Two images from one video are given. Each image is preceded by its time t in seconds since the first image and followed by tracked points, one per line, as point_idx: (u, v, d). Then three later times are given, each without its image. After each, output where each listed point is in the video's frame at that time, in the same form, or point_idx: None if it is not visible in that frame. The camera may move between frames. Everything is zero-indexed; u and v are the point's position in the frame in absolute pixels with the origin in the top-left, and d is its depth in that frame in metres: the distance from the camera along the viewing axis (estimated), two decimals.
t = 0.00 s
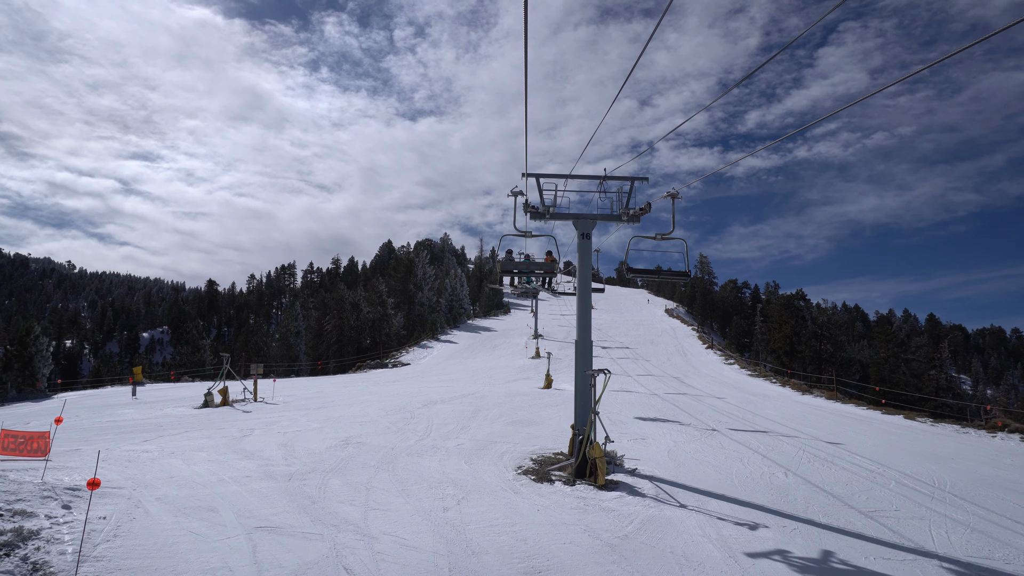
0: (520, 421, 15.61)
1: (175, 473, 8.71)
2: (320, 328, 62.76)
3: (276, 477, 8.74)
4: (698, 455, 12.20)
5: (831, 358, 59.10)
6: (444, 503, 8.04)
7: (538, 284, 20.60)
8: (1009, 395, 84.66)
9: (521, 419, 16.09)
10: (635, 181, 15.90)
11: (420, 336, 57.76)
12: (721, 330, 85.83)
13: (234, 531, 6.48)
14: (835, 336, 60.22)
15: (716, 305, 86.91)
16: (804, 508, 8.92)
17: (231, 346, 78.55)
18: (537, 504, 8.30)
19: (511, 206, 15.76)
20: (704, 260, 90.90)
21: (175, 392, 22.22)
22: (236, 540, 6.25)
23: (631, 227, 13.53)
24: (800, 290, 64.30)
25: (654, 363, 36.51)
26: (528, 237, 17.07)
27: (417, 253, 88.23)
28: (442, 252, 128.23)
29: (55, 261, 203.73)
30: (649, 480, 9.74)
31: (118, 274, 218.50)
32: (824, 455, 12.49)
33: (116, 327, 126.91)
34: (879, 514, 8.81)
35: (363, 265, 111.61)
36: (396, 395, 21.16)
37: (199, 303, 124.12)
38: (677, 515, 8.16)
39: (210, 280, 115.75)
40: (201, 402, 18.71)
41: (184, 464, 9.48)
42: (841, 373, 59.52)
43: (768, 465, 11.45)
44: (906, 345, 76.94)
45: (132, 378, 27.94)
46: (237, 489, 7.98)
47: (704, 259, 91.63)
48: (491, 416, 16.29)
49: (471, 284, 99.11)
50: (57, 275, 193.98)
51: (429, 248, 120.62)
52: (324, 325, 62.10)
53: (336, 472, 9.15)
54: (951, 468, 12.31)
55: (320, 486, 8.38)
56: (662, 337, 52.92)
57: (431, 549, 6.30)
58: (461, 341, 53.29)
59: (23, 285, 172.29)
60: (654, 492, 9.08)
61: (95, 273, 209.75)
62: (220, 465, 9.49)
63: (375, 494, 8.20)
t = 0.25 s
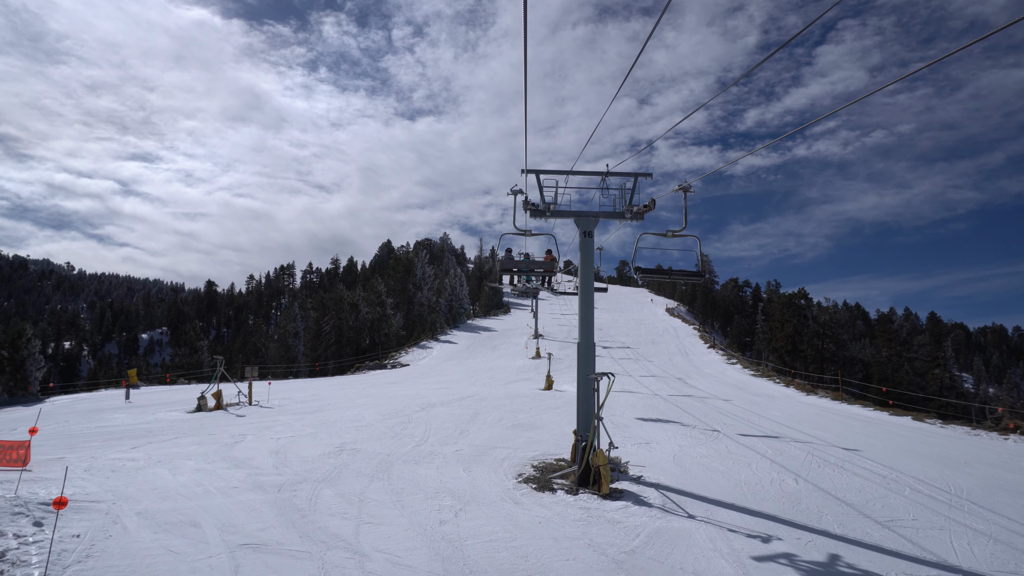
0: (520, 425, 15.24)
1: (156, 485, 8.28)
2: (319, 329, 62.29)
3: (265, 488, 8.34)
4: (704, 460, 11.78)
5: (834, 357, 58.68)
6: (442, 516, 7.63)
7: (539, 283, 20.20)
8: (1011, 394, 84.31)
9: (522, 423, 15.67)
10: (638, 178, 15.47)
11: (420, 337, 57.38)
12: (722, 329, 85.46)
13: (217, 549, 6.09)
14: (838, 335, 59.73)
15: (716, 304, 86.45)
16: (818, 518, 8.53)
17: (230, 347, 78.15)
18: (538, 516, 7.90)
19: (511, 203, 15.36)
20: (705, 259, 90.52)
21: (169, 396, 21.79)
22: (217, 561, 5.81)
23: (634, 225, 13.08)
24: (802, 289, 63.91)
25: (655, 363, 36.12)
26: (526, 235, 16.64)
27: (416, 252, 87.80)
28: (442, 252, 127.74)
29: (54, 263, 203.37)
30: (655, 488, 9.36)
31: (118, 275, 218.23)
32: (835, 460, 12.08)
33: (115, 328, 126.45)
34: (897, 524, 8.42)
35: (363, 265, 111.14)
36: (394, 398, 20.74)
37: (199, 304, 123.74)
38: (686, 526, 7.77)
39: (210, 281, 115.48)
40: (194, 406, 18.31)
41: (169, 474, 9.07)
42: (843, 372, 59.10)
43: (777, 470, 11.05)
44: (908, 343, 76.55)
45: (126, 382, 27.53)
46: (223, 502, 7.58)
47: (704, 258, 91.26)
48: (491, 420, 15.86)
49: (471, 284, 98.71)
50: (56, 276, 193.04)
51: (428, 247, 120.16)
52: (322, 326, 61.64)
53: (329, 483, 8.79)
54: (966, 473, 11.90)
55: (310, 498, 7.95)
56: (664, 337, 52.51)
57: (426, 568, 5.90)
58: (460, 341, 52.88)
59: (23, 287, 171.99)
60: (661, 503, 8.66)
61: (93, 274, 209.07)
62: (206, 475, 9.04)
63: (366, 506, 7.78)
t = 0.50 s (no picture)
0: (519, 429, 14.88)
1: (137, 495, 7.88)
2: (318, 328, 61.94)
3: (252, 499, 7.94)
4: (709, 465, 11.48)
5: (835, 357, 58.36)
6: (438, 529, 7.22)
7: (539, 283, 19.84)
8: (1013, 394, 83.93)
9: (521, 426, 15.27)
10: (641, 175, 15.08)
11: (419, 337, 57.06)
12: (722, 329, 85.18)
13: (197, 566, 5.71)
14: (840, 335, 59.40)
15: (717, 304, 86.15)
16: (833, 530, 8.17)
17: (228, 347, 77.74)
18: (539, 529, 7.50)
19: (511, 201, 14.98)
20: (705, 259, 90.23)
21: (163, 397, 21.45)
22: None
23: (638, 223, 12.69)
24: (804, 289, 63.60)
25: (656, 363, 35.90)
26: (526, 234, 16.31)
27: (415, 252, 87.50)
28: (441, 251, 127.32)
29: (53, 262, 203.06)
30: (660, 498, 8.98)
31: (118, 275, 218.09)
32: (845, 466, 11.72)
33: (114, 328, 126.02)
34: (915, 537, 8.06)
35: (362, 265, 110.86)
36: (392, 400, 20.46)
37: (198, 303, 123.39)
38: (694, 540, 7.39)
39: (209, 280, 115.20)
40: (187, 408, 17.96)
41: (154, 482, 8.69)
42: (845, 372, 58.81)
43: (786, 476, 10.71)
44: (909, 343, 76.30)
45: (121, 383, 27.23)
46: (207, 514, 7.20)
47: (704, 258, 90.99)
48: (490, 423, 15.48)
49: (471, 283, 98.29)
50: (55, 276, 192.58)
51: (428, 247, 119.98)
52: (321, 326, 61.31)
53: (321, 493, 8.41)
54: (981, 480, 11.53)
55: (298, 510, 7.57)
56: (664, 337, 52.21)
57: None
58: (460, 341, 52.55)
59: (23, 286, 171.76)
60: (666, 513, 8.29)
61: (93, 274, 208.87)
62: (192, 484, 8.66)
63: (358, 519, 7.39)
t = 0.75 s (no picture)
0: (519, 431, 14.50)
1: (117, 506, 7.49)
2: (316, 327, 61.52)
3: (239, 510, 7.55)
4: (715, 469, 11.14)
5: (837, 355, 58.01)
6: (433, 542, 6.83)
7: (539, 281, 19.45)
8: (1015, 391, 83.55)
9: (521, 428, 14.87)
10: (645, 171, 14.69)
11: (418, 335, 56.69)
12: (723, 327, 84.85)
13: None
14: (841, 333, 59.03)
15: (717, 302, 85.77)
16: (848, 539, 7.82)
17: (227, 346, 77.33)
18: (540, 542, 7.10)
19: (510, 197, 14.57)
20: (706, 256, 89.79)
21: (156, 398, 21.08)
22: None
23: (641, 219, 12.32)
24: (805, 286, 63.20)
25: (657, 362, 35.59)
26: (525, 231, 15.91)
27: (415, 250, 87.08)
28: (441, 250, 126.77)
29: (52, 261, 202.51)
30: (666, 506, 8.63)
31: (117, 273, 217.65)
32: (856, 471, 11.35)
33: (112, 327, 125.45)
34: (933, 546, 7.71)
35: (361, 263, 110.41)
36: (390, 400, 20.10)
37: (197, 302, 122.90)
38: (704, 552, 7.01)
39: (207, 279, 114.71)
40: (179, 410, 17.59)
41: (137, 491, 8.30)
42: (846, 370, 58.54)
43: (796, 481, 10.37)
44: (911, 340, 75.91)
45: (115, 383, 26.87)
46: (190, 526, 6.82)
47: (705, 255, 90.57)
48: (489, 425, 15.07)
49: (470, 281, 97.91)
50: (54, 275, 191.57)
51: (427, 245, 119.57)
52: (319, 324, 60.93)
53: (311, 502, 8.03)
54: (997, 484, 11.16)
55: (286, 522, 7.18)
56: (665, 335, 51.87)
57: None
58: (459, 340, 52.16)
59: (21, 285, 171.18)
60: (673, 523, 7.92)
61: (92, 273, 208.32)
62: (177, 493, 8.27)
63: (349, 531, 7.00)
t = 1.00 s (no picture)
0: (520, 433, 14.11)
1: (94, 516, 7.10)
2: (316, 324, 61.25)
3: (222, 521, 7.16)
4: (722, 474, 10.79)
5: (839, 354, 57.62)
6: (427, 556, 6.45)
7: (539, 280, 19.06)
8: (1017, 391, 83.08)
9: (520, 430, 14.46)
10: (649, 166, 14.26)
11: (418, 333, 56.36)
12: (724, 325, 84.49)
13: None
14: (844, 332, 58.61)
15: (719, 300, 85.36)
16: (865, 553, 7.44)
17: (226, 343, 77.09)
18: (539, 556, 6.71)
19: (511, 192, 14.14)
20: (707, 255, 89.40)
21: (151, 397, 20.76)
22: None
23: (647, 215, 11.92)
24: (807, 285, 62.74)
25: (658, 361, 35.29)
26: (524, 229, 15.52)
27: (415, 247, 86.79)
28: (441, 247, 126.30)
29: (52, 258, 202.16)
30: (672, 515, 8.26)
31: (117, 270, 217.51)
32: (867, 477, 10.97)
33: (112, 324, 125.15)
34: (953, 560, 7.35)
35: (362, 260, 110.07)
36: (388, 400, 19.78)
37: (197, 299, 122.62)
38: (713, 566, 6.63)
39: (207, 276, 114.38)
40: (173, 410, 17.25)
41: (117, 499, 7.91)
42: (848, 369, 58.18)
43: (806, 489, 10.00)
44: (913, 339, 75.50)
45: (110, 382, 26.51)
46: (169, 539, 6.44)
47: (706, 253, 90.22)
48: (487, 427, 14.66)
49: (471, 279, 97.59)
50: (54, 272, 191.24)
51: (427, 243, 119.24)
52: (318, 322, 60.62)
53: (300, 512, 7.66)
54: (1014, 490, 10.75)
55: (273, 534, 6.79)
56: (666, 334, 51.53)
57: None
58: (459, 338, 51.85)
59: (21, 282, 170.86)
60: (680, 535, 7.54)
61: (92, 270, 208.06)
62: (159, 501, 7.87)
63: (338, 544, 6.61)
